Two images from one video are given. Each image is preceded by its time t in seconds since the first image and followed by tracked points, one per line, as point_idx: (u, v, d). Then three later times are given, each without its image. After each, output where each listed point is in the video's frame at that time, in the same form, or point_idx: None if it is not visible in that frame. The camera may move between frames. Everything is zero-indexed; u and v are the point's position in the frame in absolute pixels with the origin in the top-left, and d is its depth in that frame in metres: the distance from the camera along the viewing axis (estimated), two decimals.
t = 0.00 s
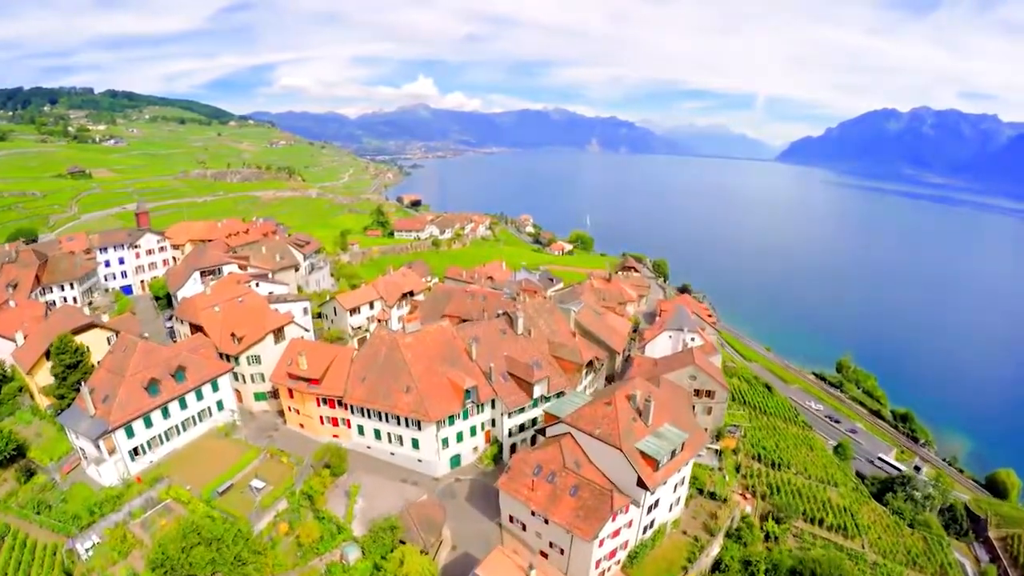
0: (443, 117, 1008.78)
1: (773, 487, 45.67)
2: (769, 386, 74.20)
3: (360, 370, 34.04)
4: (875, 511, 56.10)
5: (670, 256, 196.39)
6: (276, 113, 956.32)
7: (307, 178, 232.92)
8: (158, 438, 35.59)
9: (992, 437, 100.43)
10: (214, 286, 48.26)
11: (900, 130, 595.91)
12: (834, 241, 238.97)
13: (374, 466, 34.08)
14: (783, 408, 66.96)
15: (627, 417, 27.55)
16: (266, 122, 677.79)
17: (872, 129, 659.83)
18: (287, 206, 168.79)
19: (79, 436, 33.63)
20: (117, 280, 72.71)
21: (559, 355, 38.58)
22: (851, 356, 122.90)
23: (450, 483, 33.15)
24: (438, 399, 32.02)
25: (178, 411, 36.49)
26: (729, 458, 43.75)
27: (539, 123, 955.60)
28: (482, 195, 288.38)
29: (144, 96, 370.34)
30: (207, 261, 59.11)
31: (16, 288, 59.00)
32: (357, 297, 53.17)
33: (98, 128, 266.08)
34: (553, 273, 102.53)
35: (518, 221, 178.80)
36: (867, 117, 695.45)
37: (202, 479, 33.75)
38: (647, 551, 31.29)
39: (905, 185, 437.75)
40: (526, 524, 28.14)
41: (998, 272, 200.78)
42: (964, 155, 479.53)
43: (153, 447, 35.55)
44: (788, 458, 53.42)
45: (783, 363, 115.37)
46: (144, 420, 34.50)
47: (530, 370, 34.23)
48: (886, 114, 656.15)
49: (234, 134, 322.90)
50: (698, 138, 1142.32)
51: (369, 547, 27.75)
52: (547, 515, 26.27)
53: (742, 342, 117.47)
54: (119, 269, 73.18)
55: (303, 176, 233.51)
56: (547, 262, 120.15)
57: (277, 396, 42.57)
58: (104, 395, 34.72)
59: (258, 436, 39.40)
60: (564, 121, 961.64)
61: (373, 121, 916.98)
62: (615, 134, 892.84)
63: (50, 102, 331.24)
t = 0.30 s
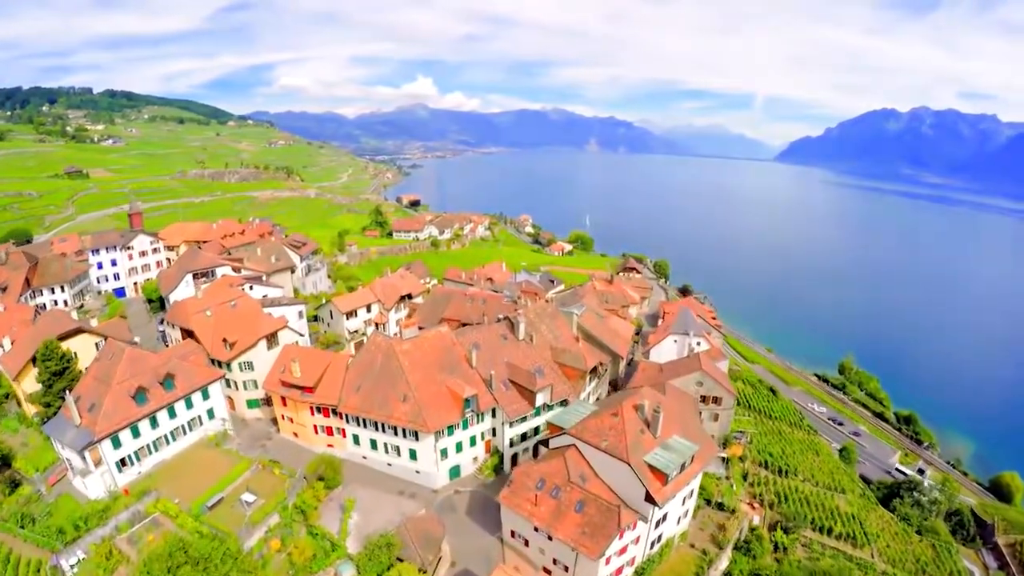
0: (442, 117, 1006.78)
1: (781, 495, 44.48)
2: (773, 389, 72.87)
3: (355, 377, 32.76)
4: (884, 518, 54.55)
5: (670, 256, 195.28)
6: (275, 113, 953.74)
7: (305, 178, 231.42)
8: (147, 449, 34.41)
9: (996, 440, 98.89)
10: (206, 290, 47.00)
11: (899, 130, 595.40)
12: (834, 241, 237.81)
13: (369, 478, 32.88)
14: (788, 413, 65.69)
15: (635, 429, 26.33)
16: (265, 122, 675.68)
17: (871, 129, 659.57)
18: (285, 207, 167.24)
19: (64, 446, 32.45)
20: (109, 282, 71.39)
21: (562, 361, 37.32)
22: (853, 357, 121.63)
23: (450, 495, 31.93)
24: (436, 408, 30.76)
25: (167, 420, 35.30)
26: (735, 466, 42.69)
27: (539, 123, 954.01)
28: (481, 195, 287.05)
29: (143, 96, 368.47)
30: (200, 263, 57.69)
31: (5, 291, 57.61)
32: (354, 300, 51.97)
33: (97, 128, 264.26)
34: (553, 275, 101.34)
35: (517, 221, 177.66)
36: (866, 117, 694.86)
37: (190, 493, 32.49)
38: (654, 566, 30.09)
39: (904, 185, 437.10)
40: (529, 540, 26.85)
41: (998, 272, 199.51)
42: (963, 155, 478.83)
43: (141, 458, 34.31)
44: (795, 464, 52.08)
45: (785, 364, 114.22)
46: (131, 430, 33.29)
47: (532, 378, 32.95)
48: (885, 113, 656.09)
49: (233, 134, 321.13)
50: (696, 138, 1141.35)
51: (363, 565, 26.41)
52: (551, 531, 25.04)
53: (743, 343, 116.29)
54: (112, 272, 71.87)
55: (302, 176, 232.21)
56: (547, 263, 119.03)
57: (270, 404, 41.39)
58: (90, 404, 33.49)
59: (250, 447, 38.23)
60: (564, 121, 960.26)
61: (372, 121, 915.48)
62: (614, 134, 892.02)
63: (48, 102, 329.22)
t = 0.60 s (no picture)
0: (438, 117, 1004.23)
1: (787, 502, 43.42)
2: (775, 392, 71.76)
3: (347, 386, 31.40)
4: (890, 523, 53.41)
5: (668, 256, 194.18)
6: (271, 114, 949.14)
7: (300, 179, 229.29)
8: (132, 461, 33.03)
9: (996, 441, 98.11)
10: (194, 294, 45.44)
11: (895, 129, 596.71)
12: (831, 240, 237.30)
13: (363, 491, 31.62)
14: (790, 416, 64.60)
15: (641, 441, 25.07)
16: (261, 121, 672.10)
17: (866, 128, 661.04)
18: (280, 207, 165.29)
19: (45, 459, 30.98)
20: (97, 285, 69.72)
21: (562, 367, 35.95)
22: (852, 357, 120.85)
23: (446, 508, 30.65)
24: (432, 419, 29.50)
25: (152, 431, 33.94)
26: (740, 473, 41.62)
27: (535, 123, 952.71)
28: (477, 195, 285.47)
29: (138, 96, 365.31)
30: (189, 266, 56.11)
31: None
32: (347, 303, 50.56)
33: (92, 128, 261.52)
34: (551, 276, 100.06)
35: (513, 221, 176.40)
36: (862, 117, 696.21)
37: (177, 507, 31.13)
38: None
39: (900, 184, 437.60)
40: (530, 557, 25.58)
41: (995, 271, 199.14)
42: (958, 154, 479.82)
43: (125, 470, 32.90)
44: (799, 470, 50.95)
45: (784, 365, 113.34)
46: (115, 442, 31.87)
47: (532, 386, 31.64)
48: (880, 113, 657.84)
49: (228, 134, 318.43)
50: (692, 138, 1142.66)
51: None
52: (553, 549, 23.77)
53: (742, 344, 115.19)
54: (100, 275, 70.09)
55: (297, 176, 230.01)
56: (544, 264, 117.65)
57: (260, 412, 40.09)
58: (72, 414, 32.01)
59: (238, 459, 36.91)
60: (560, 121, 959.22)
61: (368, 121, 912.35)
62: (610, 134, 891.86)
63: (43, 102, 325.94)
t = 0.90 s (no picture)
0: (432, 117, 1001.46)
1: (791, 510, 42.35)
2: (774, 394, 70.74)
3: (336, 396, 29.98)
4: (893, 528, 52.48)
5: (663, 255, 193.38)
6: (264, 114, 942.99)
7: (293, 179, 227.03)
8: (113, 475, 31.55)
9: (993, 439, 97.54)
10: (179, 299, 43.74)
11: (887, 129, 599.90)
12: (826, 240, 237.36)
13: (353, 506, 30.26)
14: (790, 419, 63.57)
15: (646, 454, 23.90)
16: (254, 121, 667.39)
17: (858, 128, 664.21)
18: (272, 208, 163.26)
19: (23, 474, 29.51)
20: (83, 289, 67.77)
21: (560, 374, 34.62)
22: (849, 357, 120.26)
23: (441, 523, 29.33)
24: (425, 431, 28.14)
25: (134, 443, 32.41)
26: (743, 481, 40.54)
27: (529, 123, 951.76)
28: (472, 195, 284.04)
29: (130, 96, 361.45)
30: (174, 270, 54.46)
31: None
32: (338, 307, 49.15)
33: (83, 128, 258.07)
34: (546, 277, 98.85)
35: (507, 221, 175.25)
36: (854, 117, 699.44)
37: (159, 524, 29.70)
38: None
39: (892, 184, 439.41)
40: None
41: (988, 270, 199.55)
42: (949, 153, 482.51)
43: (107, 484, 31.42)
44: (802, 476, 49.89)
45: (781, 365, 112.63)
46: (95, 455, 30.38)
47: (530, 395, 30.33)
48: (872, 113, 661.10)
49: (221, 134, 315.39)
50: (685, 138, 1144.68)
51: None
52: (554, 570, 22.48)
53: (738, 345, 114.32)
54: (86, 278, 68.16)
55: (289, 176, 227.70)
56: (539, 264, 116.43)
57: (247, 422, 38.66)
58: (51, 427, 30.48)
59: (224, 472, 35.49)
60: (554, 121, 958.56)
61: (361, 121, 908.20)
62: (604, 134, 892.45)
63: (33, 102, 321.75)
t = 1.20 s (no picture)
0: (424, 117, 997.87)
1: (794, 516, 41.40)
2: (772, 395, 70.00)
3: (325, 407, 28.60)
4: (895, 532, 51.67)
5: (657, 255, 192.66)
6: (255, 115, 935.89)
7: (285, 180, 224.57)
8: (92, 491, 30.00)
9: (989, 438, 97.18)
10: (161, 305, 42.02)
11: (877, 128, 603.66)
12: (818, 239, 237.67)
13: (343, 522, 28.93)
14: (789, 420, 62.85)
15: (651, 468, 22.84)
16: (245, 121, 661.94)
17: (849, 127, 668.04)
18: (263, 209, 161.05)
19: None
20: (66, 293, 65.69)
21: (556, 382, 33.39)
22: (844, 357, 119.81)
23: (435, 539, 28.01)
24: (418, 444, 26.87)
25: (115, 458, 30.89)
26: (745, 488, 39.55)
27: (521, 123, 950.57)
28: (465, 196, 282.49)
29: (120, 96, 357.09)
30: (158, 274, 52.37)
31: None
32: (327, 312, 47.80)
33: (71, 129, 254.07)
34: (539, 279, 97.71)
35: (500, 222, 174.00)
36: (844, 116, 703.20)
37: (139, 543, 28.24)
38: None
39: (883, 182, 441.47)
40: None
41: (980, 268, 200.18)
42: (939, 152, 485.80)
43: (86, 501, 29.89)
44: (803, 480, 49.03)
45: (776, 365, 112.05)
46: (73, 471, 28.83)
47: (527, 405, 29.11)
48: (863, 112, 665.13)
49: (211, 135, 311.90)
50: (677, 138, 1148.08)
51: None
52: None
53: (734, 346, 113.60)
54: (69, 282, 66.13)
55: (280, 177, 225.34)
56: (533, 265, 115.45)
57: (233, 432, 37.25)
58: (26, 442, 28.89)
59: (209, 486, 34.06)
60: (546, 121, 957.80)
61: (353, 121, 903.82)
62: (596, 134, 892.89)
63: (21, 102, 317.15)
